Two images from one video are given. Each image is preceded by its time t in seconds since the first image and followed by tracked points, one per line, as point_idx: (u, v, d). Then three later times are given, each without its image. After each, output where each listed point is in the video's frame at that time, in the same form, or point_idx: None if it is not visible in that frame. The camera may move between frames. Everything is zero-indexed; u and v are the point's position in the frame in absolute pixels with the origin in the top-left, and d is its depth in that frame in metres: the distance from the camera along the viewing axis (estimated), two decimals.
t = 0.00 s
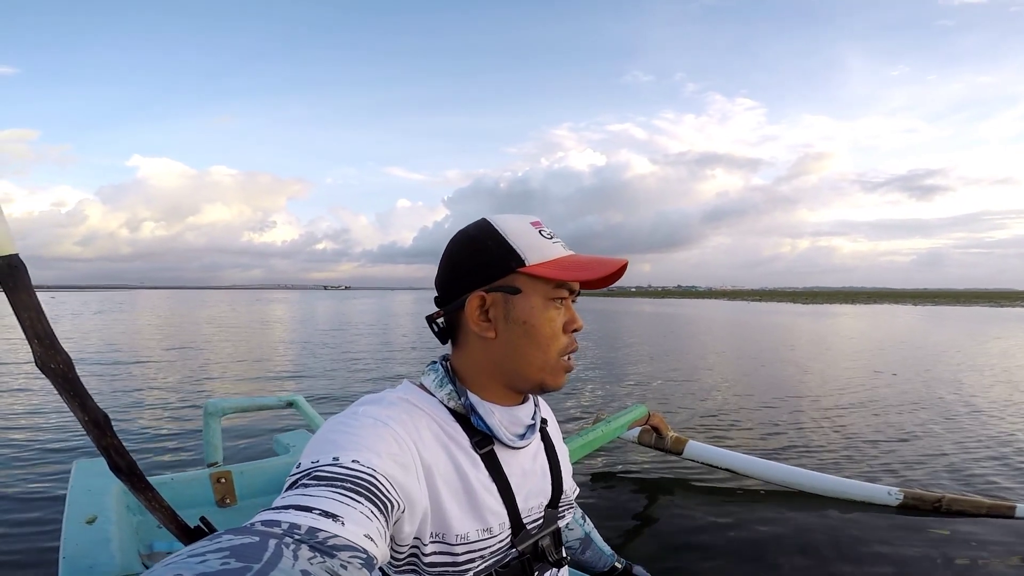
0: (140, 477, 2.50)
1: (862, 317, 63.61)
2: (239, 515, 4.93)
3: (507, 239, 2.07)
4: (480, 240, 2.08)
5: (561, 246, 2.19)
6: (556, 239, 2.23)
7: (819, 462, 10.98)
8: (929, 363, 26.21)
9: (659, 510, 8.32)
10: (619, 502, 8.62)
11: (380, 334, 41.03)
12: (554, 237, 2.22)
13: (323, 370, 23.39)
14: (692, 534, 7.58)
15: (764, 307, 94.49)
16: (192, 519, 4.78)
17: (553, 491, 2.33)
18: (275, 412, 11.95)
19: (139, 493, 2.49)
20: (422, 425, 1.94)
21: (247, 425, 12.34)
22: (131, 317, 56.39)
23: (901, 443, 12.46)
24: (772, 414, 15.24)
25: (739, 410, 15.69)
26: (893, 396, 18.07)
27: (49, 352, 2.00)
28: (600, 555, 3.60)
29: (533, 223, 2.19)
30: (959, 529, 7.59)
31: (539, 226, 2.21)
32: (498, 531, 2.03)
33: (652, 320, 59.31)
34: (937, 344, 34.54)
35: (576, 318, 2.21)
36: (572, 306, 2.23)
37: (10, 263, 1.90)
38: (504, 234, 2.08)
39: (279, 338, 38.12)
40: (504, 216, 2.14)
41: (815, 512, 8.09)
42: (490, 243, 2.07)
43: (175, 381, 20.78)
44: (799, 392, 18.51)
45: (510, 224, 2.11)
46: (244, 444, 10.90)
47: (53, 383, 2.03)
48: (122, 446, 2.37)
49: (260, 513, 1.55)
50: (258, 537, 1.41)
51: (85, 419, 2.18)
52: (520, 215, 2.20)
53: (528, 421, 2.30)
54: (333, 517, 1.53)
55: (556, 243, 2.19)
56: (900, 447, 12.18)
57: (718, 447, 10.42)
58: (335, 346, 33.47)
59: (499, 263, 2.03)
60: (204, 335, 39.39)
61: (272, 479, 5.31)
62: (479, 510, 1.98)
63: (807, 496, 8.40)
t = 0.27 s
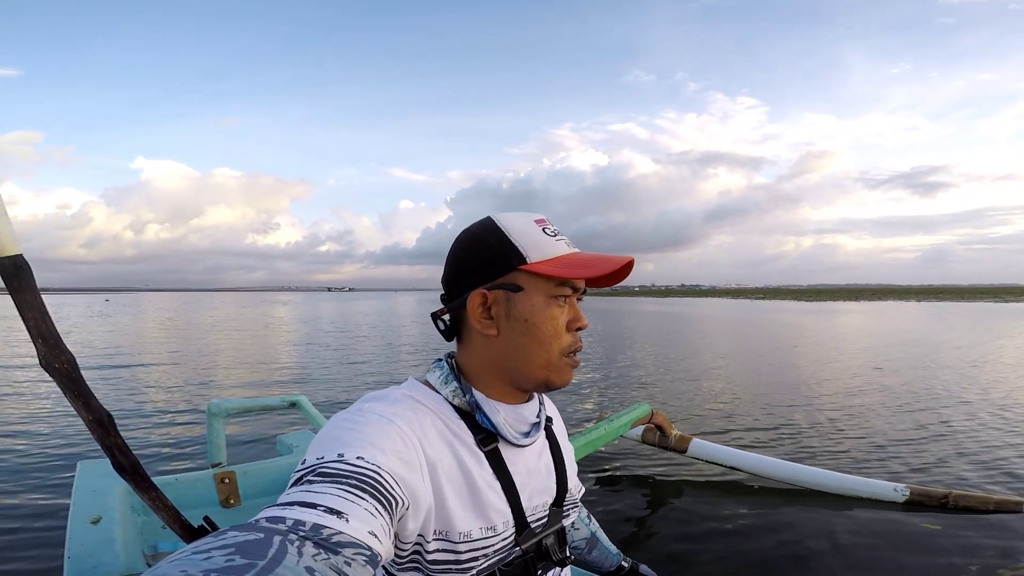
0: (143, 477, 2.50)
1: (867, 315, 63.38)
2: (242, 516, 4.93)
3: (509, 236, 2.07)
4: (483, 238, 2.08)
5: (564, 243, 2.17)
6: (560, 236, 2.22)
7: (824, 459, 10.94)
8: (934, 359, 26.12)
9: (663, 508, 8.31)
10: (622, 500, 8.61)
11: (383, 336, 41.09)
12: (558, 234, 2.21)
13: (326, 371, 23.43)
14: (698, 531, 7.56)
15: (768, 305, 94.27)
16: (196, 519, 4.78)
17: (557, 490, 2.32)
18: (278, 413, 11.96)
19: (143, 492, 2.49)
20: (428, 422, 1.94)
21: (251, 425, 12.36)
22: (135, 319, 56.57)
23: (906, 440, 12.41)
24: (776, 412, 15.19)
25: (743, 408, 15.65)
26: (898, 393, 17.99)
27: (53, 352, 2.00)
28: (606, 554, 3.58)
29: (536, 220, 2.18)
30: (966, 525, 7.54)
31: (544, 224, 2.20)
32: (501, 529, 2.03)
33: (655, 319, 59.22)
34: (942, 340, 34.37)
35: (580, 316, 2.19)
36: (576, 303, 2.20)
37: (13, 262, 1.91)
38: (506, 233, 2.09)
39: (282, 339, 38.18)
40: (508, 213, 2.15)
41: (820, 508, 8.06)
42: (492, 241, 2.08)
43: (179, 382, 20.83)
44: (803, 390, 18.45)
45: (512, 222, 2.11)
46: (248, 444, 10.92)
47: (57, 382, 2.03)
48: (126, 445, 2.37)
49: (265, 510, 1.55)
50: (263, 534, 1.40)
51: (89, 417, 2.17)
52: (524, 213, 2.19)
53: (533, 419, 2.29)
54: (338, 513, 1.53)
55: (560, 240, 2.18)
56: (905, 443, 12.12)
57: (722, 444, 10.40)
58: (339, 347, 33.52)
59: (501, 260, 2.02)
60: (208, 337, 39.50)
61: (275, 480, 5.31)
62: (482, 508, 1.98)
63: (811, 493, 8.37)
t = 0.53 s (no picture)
0: (150, 482, 2.51)
1: (869, 313, 63.22)
2: (249, 521, 4.92)
3: (519, 238, 2.09)
4: (492, 240, 2.10)
5: (572, 245, 2.18)
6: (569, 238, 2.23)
7: (828, 457, 10.92)
8: (937, 356, 26.06)
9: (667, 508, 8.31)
10: (626, 500, 8.61)
11: (386, 339, 41.08)
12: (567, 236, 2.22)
13: (329, 375, 23.44)
14: (702, 530, 7.56)
15: (770, 304, 94.14)
16: (202, 524, 4.79)
17: (566, 493, 2.32)
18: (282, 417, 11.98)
19: (150, 498, 2.50)
20: (437, 423, 1.94)
21: (255, 430, 12.38)
22: (138, 325, 56.60)
23: (910, 437, 12.39)
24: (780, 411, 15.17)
25: (746, 407, 15.63)
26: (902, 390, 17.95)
27: (58, 358, 2.01)
28: (614, 556, 3.59)
29: (545, 222, 2.20)
30: (971, 521, 7.53)
31: (552, 226, 2.21)
32: (509, 531, 2.03)
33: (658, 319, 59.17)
34: (945, 337, 34.29)
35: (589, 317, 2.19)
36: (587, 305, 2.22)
37: (17, 270, 1.92)
38: (515, 235, 2.10)
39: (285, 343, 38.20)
40: (517, 216, 2.17)
41: (825, 506, 8.06)
42: (503, 242, 2.09)
43: (182, 387, 20.86)
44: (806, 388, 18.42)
45: (522, 224, 2.13)
46: (251, 449, 10.93)
47: (63, 389, 2.04)
48: (132, 451, 2.38)
49: (275, 510, 1.56)
50: (273, 534, 1.41)
51: (95, 423, 2.19)
52: (532, 215, 2.21)
53: (542, 421, 2.30)
54: (348, 514, 1.53)
55: (569, 242, 2.19)
56: (909, 441, 12.10)
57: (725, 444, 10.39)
58: (341, 350, 33.55)
59: (509, 261, 2.04)
60: (211, 342, 39.53)
61: (280, 484, 5.30)
62: (490, 510, 1.98)
63: (816, 491, 8.36)
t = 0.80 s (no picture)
0: (151, 483, 2.51)
1: (867, 314, 63.32)
2: (248, 521, 4.92)
3: (493, 242, 2.16)
4: (475, 248, 2.22)
5: (549, 244, 2.14)
6: (552, 236, 2.19)
7: (826, 458, 10.95)
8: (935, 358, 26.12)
9: (666, 510, 8.31)
10: (625, 501, 8.61)
11: (384, 339, 41.06)
12: (550, 235, 2.18)
13: (328, 376, 23.42)
14: (701, 531, 7.57)
15: (768, 305, 94.25)
16: (201, 525, 4.79)
17: (567, 496, 2.33)
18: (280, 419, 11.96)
19: (151, 499, 2.50)
20: (439, 424, 1.95)
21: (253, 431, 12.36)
22: (136, 326, 56.47)
23: (908, 439, 12.42)
24: (778, 412, 15.21)
25: (745, 408, 15.65)
26: (900, 392, 18.00)
27: (59, 359, 2.01)
28: (615, 558, 3.59)
29: (527, 222, 2.20)
30: (968, 522, 7.56)
31: (537, 226, 2.21)
32: (510, 534, 2.04)
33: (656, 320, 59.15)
34: (943, 339, 34.38)
35: (573, 317, 2.11)
36: (572, 304, 2.13)
37: (18, 271, 1.92)
38: (492, 238, 2.18)
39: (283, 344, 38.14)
40: (500, 221, 2.23)
41: (823, 508, 8.08)
42: (482, 248, 2.20)
43: (180, 388, 20.83)
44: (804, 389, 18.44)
45: (500, 227, 2.19)
46: (250, 450, 10.92)
47: (64, 390, 2.04)
48: (133, 452, 2.38)
49: (279, 510, 1.57)
50: (277, 535, 1.42)
51: (96, 424, 2.19)
52: (519, 218, 2.24)
53: (544, 424, 2.31)
54: (350, 515, 1.54)
55: (547, 241, 2.15)
56: (907, 442, 12.13)
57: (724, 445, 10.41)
58: (340, 351, 33.53)
59: (482, 266, 2.14)
60: (209, 343, 39.46)
61: (279, 485, 5.30)
62: (492, 512, 1.99)
63: (814, 492, 8.38)
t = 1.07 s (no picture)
0: (152, 489, 2.51)
1: (865, 312, 63.45)
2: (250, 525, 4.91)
3: (479, 248, 2.18)
4: (466, 254, 2.26)
5: (530, 247, 2.11)
6: (536, 237, 2.16)
7: (826, 456, 10.96)
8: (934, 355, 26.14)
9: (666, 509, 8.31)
10: (626, 500, 8.62)
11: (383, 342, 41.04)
12: (533, 236, 2.15)
13: (327, 379, 23.37)
14: (702, 529, 7.57)
15: (766, 304, 94.41)
16: (204, 529, 4.78)
17: (569, 497, 2.33)
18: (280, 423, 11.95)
19: (152, 504, 2.50)
20: (439, 425, 1.95)
21: (253, 435, 12.35)
22: (135, 331, 56.35)
23: (907, 435, 12.45)
24: (777, 410, 15.21)
25: (745, 406, 15.66)
26: (899, 389, 18.04)
27: (57, 365, 2.01)
28: (619, 557, 3.59)
29: (512, 224, 2.19)
30: (968, 518, 7.58)
31: (521, 227, 2.20)
32: (512, 534, 2.04)
33: (654, 319, 59.10)
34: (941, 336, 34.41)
35: (557, 320, 2.08)
36: (556, 307, 2.10)
37: (14, 278, 1.92)
38: (479, 245, 2.21)
39: (282, 347, 38.10)
40: (488, 225, 2.25)
41: (823, 505, 8.09)
42: (470, 254, 2.24)
43: (179, 392, 20.78)
44: (803, 387, 18.46)
45: (486, 231, 2.20)
46: (250, 455, 10.89)
47: (62, 396, 2.04)
48: (134, 458, 2.38)
49: (280, 512, 1.57)
50: (278, 536, 1.42)
51: (96, 431, 2.19)
52: (506, 221, 2.24)
53: (545, 424, 2.31)
54: (351, 516, 1.54)
55: (529, 243, 2.13)
56: (906, 439, 12.16)
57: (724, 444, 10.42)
58: (339, 354, 33.49)
59: (469, 273, 2.18)
60: (208, 347, 39.40)
61: (281, 488, 5.29)
62: (492, 513, 1.99)
63: (814, 490, 8.39)
